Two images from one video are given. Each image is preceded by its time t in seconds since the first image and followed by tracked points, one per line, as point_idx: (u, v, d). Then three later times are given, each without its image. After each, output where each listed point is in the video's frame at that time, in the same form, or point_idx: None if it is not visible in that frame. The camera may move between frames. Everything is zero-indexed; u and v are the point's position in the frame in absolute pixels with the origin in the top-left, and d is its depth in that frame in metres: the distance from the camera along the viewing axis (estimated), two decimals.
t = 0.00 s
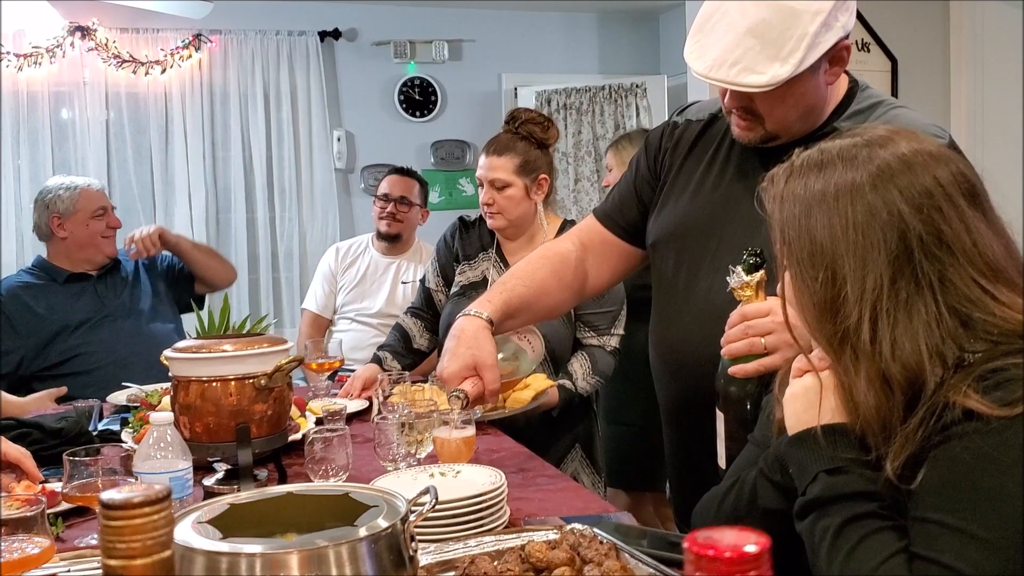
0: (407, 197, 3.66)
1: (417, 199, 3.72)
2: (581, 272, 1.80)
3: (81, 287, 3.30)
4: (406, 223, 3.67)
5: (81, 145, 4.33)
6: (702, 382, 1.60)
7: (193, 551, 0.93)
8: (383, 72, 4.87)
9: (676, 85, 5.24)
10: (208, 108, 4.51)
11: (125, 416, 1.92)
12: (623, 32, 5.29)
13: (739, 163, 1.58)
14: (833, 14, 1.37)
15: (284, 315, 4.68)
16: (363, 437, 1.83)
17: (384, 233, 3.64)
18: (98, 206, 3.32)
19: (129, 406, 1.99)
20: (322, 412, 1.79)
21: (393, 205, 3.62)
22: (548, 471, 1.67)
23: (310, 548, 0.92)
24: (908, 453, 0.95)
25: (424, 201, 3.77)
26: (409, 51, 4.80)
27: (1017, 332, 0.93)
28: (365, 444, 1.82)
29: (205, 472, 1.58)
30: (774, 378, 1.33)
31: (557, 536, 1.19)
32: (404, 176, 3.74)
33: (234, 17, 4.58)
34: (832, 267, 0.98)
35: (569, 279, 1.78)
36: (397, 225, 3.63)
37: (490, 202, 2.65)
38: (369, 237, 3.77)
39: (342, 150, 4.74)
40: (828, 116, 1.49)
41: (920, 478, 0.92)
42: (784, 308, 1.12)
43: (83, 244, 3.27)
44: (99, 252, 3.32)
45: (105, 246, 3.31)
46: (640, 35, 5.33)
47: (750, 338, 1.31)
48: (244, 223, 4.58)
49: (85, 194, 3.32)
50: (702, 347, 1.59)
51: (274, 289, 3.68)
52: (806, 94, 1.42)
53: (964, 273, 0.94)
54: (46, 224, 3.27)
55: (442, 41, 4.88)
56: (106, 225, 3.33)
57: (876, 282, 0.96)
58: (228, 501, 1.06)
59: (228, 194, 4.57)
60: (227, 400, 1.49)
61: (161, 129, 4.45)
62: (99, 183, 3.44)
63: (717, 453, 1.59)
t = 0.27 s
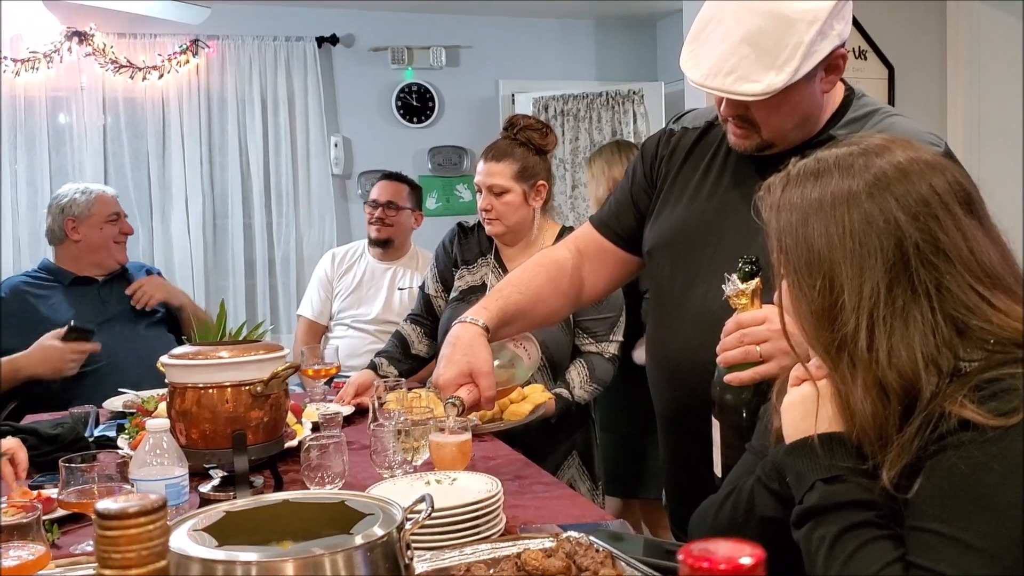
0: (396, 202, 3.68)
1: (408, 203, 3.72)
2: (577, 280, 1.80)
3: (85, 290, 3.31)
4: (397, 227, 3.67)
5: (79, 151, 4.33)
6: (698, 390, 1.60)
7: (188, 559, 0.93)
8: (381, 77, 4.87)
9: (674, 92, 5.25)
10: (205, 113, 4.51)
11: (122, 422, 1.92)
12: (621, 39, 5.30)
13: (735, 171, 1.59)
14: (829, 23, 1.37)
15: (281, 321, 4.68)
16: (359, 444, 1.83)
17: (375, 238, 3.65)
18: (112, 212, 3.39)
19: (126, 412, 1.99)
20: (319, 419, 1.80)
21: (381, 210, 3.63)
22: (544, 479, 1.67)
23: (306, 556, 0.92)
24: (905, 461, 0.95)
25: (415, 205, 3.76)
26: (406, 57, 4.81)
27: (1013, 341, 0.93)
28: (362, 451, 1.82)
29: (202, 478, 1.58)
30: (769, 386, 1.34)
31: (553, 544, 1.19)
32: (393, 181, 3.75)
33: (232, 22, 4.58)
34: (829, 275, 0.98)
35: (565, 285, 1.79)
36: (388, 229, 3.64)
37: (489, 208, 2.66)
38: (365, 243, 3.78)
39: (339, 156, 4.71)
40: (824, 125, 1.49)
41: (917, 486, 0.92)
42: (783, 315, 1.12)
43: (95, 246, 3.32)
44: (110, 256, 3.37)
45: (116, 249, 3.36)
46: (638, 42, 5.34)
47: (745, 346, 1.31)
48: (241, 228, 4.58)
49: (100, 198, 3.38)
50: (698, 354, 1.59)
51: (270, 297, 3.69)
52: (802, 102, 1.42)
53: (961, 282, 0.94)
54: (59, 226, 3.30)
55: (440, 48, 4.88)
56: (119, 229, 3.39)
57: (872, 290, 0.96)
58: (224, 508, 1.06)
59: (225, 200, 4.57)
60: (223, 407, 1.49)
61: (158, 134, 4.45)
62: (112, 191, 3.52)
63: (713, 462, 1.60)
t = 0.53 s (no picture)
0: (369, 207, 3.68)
1: (383, 208, 3.70)
2: (576, 285, 1.80)
3: (94, 294, 3.32)
4: (376, 234, 3.66)
5: (79, 157, 4.34)
6: (697, 395, 1.60)
7: (187, 562, 0.93)
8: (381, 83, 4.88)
9: (673, 98, 5.26)
10: (205, 119, 4.52)
11: (122, 427, 1.92)
12: (621, 45, 5.31)
13: (734, 177, 1.59)
14: (826, 28, 1.38)
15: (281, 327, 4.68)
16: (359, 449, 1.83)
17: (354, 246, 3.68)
18: (120, 217, 3.40)
19: (126, 418, 1.99)
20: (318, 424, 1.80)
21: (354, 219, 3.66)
22: (544, 484, 1.67)
23: (305, 560, 0.92)
24: (904, 466, 0.95)
25: (389, 207, 3.72)
26: (406, 63, 4.82)
27: (1013, 346, 0.93)
28: (361, 456, 1.82)
29: (201, 483, 1.58)
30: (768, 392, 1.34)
31: (553, 548, 1.18)
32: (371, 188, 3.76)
33: (232, 29, 4.59)
34: (828, 279, 0.98)
35: (564, 291, 1.79)
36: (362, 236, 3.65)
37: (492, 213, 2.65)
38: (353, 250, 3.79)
39: (339, 162, 4.72)
40: (823, 130, 1.50)
41: (920, 489, 0.92)
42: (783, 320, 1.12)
43: (103, 252, 3.35)
44: (118, 262, 3.40)
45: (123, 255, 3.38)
46: (637, 47, 5.35)
47: (744, 351, 1.31)
48: (241, 234, 4.59)
49: (107, 205, 3.39)
50: (699, 360, 1.59)
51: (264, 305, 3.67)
52: (801, 107, 1.42)
53: (960, 287, 0.94)
54: (67, 232, 3.30)
55: (440, 54, 4.90)
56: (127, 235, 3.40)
57: (872, 294, 0.96)
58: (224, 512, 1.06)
59: (225, 206, 4.57)
60: (223, 412, 1.49)
61: (158, 140, 4.46)
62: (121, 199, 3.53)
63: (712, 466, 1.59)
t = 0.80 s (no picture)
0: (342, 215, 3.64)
1: (358, 214, 3.65)
2: (578, 289, 1.80)
3: (100, 297, 3.34)
4: (354, 241, 3.63)
5: (80, 160, 4.34)
6: (699, 399, 1.60)
7: (189, 564, 0.93)
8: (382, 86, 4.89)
9: (674, 100, 5.26)
10: (207, 122, 4.53)
11: (123, 430, 1.92)
12: (622, 47, 5.32)
13: (735, 181, 1.59)
14: (827, 31, 1.38)
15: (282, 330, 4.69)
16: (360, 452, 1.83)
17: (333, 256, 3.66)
18: (125, 221, 3.40)
19: (128, 420, 1.99)
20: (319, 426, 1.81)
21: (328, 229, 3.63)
22: (545, 487, 1.67)
23: (306, 561, 0.92)
24: (904, 471, 0.94)
25: (365, 212, 3.66)
26: (408, 66, 4.83)
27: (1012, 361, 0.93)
28: (362, 459, 1.82)
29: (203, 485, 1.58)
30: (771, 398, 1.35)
31: (554, 551, 1.18)
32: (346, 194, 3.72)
33: (233, 31, 4.60)
34: (830, 285, 0.98)
35: (566, 294, 1.79)
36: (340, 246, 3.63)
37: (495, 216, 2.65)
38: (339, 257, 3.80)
39: (340, 164, 4.73)
40: (824, 133, 1.50)
41: (916, 495, 0.92)
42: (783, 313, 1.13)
43: (109, 254, 3.34)
44: (124, 266, 3.38)
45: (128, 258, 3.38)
46: (638, 50, 5.36)
47: (745, 356, 1.31)
48: (242, 236, 4.59)
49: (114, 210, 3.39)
50: (699, 364, 1.59)
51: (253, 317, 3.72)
52: (801, 110, 1.43)
53: (960, 308, 0.94)
54: (74, 235, 3.32)
55: (441, 56, 4.90)
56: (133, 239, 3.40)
57: (872, 305, 0.96)
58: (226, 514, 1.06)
59: (226, 208, 4.58)
60: (225, 414, 1.50)
61: (159, 142, 4.47)
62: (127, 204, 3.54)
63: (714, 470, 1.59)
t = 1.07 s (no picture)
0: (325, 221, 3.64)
1: (341, 218, 3.65)
2: (581, 290, 1.80)
3: (100, 296, 3.32)
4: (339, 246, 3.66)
5: (81, 159, 4.34)
6: (700, 400, 1.60)
7: (191, 564, 0.93)
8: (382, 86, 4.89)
9: (674, 100, 5.27)
10: (207, 121, 4.52)
11: (124, 429, 1.93)
12: (622, 47, 5.32)
13: (737, 181, 1.59)
14: (827, 30, 1.38)
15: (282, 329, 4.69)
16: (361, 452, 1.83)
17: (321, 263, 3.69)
18: (129, 220, 3.42)
19: (128, 419, 1.99)
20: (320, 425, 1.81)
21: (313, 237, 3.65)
22: (546, 487, 1.67)
23: (309, 561, 0.92)
24: (892, 467, 0.94)
25: (349, 216, 3.66)
26: (408, 66, 4.82)
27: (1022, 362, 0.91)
28: (362, 459, 1.82)
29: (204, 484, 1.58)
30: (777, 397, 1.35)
31: (555, 551, 1.18)
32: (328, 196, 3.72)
33: (234, 30, 4.60)
34: (840, 268, 0.96)
35: (569, 297, 1.79)
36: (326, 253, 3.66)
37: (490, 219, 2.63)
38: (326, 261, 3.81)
39: (340, 164, 4.73)
40: (825, 133, 1.50)
41: (910, 490, 0.92)
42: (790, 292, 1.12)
43: (112, 253, 3.36)
44: (126, 264, 3.41)
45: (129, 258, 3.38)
46: (638, 50, 5.36)
47: (747, 356, 1.31)
48: (243, 236, 4.59)
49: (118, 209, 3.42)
50: (700, 365, 1.59)
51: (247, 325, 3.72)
52: (802, 109, 1.43)
53: (970, 303, 0.91)
54: (76, 232, 3.33)
55: (442, 56, 4.90)
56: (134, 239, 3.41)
57: (883, 291, 0.93)
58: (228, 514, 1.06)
59: (227, 207, 4.58)
60: (226, 414, 1.49)
61: (160, 142, 4.46)
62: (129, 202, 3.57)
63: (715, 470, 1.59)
